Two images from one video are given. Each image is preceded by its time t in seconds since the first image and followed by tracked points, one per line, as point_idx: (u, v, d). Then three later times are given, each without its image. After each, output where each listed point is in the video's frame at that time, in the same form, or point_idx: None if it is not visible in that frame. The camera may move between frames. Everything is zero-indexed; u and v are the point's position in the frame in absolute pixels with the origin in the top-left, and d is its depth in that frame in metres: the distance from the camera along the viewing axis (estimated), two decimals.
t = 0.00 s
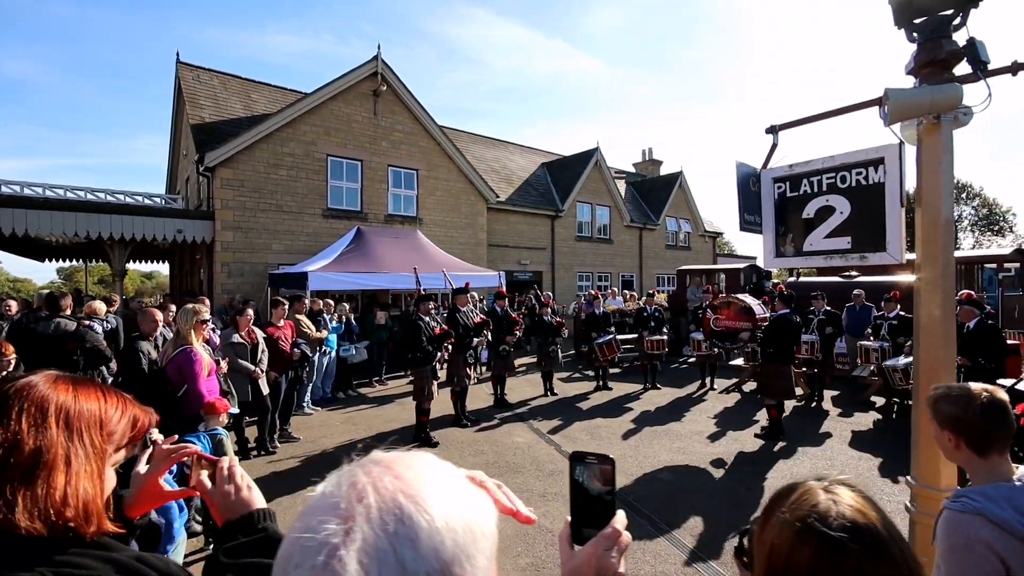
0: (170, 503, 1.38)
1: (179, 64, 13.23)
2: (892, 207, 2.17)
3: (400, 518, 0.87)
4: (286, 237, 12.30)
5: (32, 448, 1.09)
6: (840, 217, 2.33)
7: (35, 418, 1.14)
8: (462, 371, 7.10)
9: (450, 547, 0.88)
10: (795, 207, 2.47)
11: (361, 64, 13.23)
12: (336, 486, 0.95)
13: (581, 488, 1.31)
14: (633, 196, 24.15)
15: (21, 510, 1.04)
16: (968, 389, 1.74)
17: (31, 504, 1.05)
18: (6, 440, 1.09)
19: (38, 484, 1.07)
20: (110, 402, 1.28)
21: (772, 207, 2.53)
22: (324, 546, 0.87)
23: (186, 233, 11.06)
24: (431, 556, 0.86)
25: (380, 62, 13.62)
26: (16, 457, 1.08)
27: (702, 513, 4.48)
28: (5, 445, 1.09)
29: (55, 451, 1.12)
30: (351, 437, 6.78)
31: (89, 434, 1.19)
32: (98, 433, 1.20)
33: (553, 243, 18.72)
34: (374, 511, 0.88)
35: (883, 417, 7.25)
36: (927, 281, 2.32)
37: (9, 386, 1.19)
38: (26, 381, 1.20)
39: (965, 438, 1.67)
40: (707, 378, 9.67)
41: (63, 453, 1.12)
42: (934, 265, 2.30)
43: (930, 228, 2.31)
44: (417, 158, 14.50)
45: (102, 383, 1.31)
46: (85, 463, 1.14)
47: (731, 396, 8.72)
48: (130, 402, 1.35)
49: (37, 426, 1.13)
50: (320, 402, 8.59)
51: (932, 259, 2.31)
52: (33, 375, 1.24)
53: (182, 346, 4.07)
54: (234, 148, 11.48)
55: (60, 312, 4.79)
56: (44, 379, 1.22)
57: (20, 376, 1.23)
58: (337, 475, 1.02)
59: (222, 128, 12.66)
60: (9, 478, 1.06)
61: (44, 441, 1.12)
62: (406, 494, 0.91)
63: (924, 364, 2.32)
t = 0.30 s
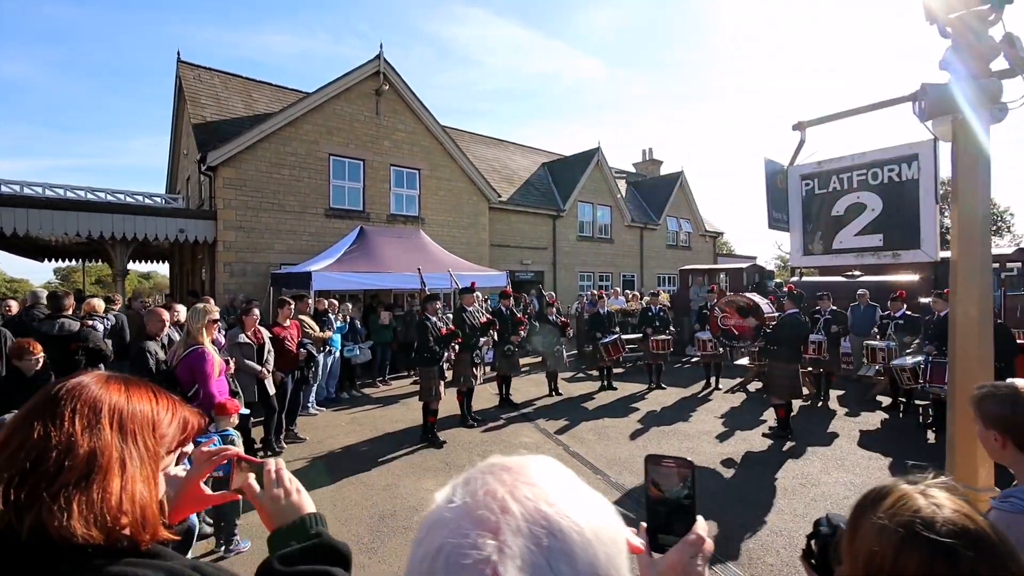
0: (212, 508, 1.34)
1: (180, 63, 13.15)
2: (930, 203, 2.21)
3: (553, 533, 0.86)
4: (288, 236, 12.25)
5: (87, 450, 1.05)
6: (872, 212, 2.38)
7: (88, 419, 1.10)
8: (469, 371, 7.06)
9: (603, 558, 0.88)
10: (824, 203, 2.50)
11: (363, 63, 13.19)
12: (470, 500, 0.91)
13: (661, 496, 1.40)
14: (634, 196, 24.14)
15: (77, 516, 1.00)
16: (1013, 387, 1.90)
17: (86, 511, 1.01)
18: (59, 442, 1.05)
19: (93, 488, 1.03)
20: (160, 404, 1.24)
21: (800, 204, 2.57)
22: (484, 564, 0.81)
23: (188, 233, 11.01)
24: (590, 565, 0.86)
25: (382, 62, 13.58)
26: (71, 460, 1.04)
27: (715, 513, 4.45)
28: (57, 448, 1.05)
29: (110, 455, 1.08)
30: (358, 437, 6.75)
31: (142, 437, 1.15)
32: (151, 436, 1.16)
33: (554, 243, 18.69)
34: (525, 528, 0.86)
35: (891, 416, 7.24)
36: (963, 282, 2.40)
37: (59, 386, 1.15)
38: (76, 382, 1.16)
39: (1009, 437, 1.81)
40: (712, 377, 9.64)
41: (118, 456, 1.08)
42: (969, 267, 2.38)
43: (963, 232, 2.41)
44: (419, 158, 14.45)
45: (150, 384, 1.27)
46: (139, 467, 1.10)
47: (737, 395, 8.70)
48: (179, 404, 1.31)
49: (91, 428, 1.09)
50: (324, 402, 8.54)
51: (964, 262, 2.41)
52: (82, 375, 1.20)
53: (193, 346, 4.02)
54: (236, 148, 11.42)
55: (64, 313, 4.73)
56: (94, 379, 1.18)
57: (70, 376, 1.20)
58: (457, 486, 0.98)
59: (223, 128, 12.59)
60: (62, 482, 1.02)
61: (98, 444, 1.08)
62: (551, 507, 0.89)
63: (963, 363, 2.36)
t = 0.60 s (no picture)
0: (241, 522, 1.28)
1: (169, 58, 12.92)
2: (951, 203, 1.95)
3: (723, 566, 0.82)
4: (281, 235, 12.10)
5: (123, 463, 1.03)
6: (891, 213, 2.09)
7: (124, 430, 1.07)
8: (467, 371, 7.01)
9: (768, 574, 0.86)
10: (841, 204, 2.23)
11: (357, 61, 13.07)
12: (621, 529, 0.86)
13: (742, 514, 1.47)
14: (627, 196, 24.20)
15: (111, 533, 0.96)
16: None
17: (122, 528, 0.97)
18: (93, 455, 1.02)
19: (130, 505, 1.00)
20: (196, 412, 1.21)
21: (815, 205, 2.30)
22: None
23: (177, 231, 10.81)
24: None
25: (376, 59, 13.47)
26: (106, 474, 1.01)
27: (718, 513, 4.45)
28: (92, 460, 1.02)
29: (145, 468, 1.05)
30: (355, 438, 6.66)
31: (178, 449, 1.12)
32: (188, 447, 1.13)
33: (548, 243, 18.68)
34: (693, 560, 0.82)
35: (885, 415, 7.31)
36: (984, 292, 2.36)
37: (93, 394, 1.13)
38: (110, 391, 1.13)
39: None
40: (707, 377, 9.68)
41: (153, 469, 1.05)
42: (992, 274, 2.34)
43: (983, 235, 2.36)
44: (413, 157, 14.36)
45: (185, 389, 1.24)
46: (175, 481, 1.07)
47: (733, 395, 8.73)
48: (216, 412, 1.28)
49: (126, 440, 1.06)
50: (319, 403, 8.43)
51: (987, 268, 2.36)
52: (117, 381, 1.17)
53: (192, 346, 3.93)
54: (227, 145, 11.24)
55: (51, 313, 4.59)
56: (128, 387, 1.16)
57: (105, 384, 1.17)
58: (589, 512, 0.92)
59: (214, 124, 12.39)
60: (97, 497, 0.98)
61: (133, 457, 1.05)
62: (708, 535, 0.85)
63: (986, 368, 2.36)
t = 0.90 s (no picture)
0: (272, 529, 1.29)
1: (156, 53, 12.69)
2: (971, 200, 1.94)
3: None
4: (272, 234, 11.93)
5: (159, 481, 1.03)
6: (909, 211, 2.08)
7: (160, 445, 1.07)
8: (465, 371, 6.95)
9: None
10: (857, 201, 2.21)
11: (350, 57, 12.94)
12: (801, 565, 0.81)
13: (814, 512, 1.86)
14: (619, 195, 24.24)
15: (152, 552, 0.97)
16: None
17: (162, 549, 0.98)
18: (129, 472, 1.02)
19: (170, 525, 1.01)
20: (229, 422, 1.21)
21: (830, 203, 2.29)
22: None
23: (166, 230, 10.61)
24: None
25: (369, 56, 13.35)
26: (144, 491, 1.01)
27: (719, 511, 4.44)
28: (128, 478, 1.01)
29: (182, 483, 1.05)
30: (351, 439, 6.58)
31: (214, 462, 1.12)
32: (224, 460, 1.14)
33: (541, 242, 18.65)
34: None
35: (879, 412, 7.37)
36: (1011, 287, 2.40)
37: (124, 405, 1.11)
38: (140, 402, 1.12)
39: None
40: (703, 375, 9.70)
41: (191, 485, 1.05)
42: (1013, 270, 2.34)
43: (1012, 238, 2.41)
44: (406, 155, 14.25)
45: (215, 397, 1.24)
46: (212, 497, 1.08)
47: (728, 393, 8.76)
48: (247, 419, 1.28)
49: (162, 455, 1.06)
50: (313, 404, 8.33)
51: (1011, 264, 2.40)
52: (146, 390, 1.16)
53: (194, 346, 3.88)
54: (217, 142, 11.05)
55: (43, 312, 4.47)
56: (158, 397, 1.15)
57: (132, 393, 1.15)
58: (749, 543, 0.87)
59: (203, 121, 12.19)
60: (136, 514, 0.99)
61: (170, 473, 1.05)
62: (873, 549, 0.85)
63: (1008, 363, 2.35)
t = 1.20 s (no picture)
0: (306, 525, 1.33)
1: (133, 48, 12.34)
2: (970, 203, 1.99)
3: None
4: (254, 234, 11.69)
5: (265, 493, 1.05)
6: (909, 213, 2.13)
7: (251, 458, 1.07)
8: (455, 372, 6.89)
9: None
10: (858, 205, 2.26)
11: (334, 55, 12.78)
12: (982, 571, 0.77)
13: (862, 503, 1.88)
14: (603, 197, 24.43)
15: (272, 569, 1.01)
16: None
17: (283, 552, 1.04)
18: (235, 489, 1.02)
19: (281, 531, 1.05)
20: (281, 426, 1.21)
21: (832, 206, 2.33)
22: None
23: (144, 229, 10.31)
24: None
25: (354, 54, 13.21)
26: (253, 504, 1.03)
27: (712, 509, 4.48)
28: (237, 495, 1.01)
29: (279, 500, 1.08)
30: (340, 443, 6.47)
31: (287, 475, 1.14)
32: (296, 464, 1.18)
33: (526, 243, 18.67)
34: None
35: (860, 409, 7.54)
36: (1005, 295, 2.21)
37: (195, 427, 1.05)
38: (211, 422, 1.07)
39: None
40: (689, 375, 9.83)
41: (285, 501, 1.09)
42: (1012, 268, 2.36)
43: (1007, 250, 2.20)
44: (391, 155, 14.13)
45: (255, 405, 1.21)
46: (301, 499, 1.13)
47: (714, 392, 8.88)
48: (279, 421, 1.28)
49: (256, 468, 1.06)
50: (298, 407, 8.17)
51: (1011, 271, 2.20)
52: (204, 407, 1.10)
53: (186, 347, 3.83)
54: (197, 139, 10.78)
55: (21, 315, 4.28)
56: (223, 414, 1.10)
57: (188, 412, 1.08)
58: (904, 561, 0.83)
59: (182, 118, 11.89)
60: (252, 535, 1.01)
61: (266, 491, 1.06)
62: None
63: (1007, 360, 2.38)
